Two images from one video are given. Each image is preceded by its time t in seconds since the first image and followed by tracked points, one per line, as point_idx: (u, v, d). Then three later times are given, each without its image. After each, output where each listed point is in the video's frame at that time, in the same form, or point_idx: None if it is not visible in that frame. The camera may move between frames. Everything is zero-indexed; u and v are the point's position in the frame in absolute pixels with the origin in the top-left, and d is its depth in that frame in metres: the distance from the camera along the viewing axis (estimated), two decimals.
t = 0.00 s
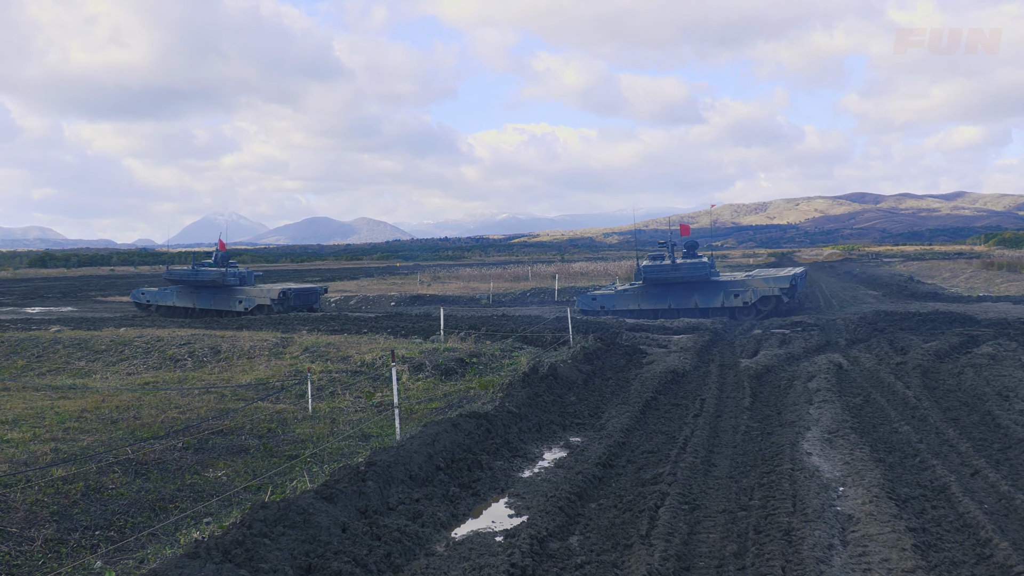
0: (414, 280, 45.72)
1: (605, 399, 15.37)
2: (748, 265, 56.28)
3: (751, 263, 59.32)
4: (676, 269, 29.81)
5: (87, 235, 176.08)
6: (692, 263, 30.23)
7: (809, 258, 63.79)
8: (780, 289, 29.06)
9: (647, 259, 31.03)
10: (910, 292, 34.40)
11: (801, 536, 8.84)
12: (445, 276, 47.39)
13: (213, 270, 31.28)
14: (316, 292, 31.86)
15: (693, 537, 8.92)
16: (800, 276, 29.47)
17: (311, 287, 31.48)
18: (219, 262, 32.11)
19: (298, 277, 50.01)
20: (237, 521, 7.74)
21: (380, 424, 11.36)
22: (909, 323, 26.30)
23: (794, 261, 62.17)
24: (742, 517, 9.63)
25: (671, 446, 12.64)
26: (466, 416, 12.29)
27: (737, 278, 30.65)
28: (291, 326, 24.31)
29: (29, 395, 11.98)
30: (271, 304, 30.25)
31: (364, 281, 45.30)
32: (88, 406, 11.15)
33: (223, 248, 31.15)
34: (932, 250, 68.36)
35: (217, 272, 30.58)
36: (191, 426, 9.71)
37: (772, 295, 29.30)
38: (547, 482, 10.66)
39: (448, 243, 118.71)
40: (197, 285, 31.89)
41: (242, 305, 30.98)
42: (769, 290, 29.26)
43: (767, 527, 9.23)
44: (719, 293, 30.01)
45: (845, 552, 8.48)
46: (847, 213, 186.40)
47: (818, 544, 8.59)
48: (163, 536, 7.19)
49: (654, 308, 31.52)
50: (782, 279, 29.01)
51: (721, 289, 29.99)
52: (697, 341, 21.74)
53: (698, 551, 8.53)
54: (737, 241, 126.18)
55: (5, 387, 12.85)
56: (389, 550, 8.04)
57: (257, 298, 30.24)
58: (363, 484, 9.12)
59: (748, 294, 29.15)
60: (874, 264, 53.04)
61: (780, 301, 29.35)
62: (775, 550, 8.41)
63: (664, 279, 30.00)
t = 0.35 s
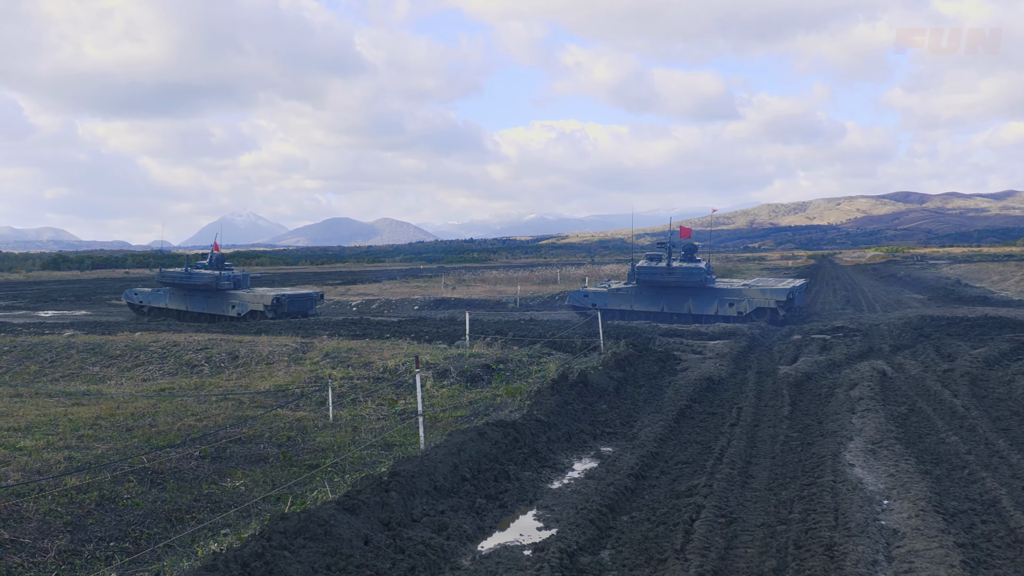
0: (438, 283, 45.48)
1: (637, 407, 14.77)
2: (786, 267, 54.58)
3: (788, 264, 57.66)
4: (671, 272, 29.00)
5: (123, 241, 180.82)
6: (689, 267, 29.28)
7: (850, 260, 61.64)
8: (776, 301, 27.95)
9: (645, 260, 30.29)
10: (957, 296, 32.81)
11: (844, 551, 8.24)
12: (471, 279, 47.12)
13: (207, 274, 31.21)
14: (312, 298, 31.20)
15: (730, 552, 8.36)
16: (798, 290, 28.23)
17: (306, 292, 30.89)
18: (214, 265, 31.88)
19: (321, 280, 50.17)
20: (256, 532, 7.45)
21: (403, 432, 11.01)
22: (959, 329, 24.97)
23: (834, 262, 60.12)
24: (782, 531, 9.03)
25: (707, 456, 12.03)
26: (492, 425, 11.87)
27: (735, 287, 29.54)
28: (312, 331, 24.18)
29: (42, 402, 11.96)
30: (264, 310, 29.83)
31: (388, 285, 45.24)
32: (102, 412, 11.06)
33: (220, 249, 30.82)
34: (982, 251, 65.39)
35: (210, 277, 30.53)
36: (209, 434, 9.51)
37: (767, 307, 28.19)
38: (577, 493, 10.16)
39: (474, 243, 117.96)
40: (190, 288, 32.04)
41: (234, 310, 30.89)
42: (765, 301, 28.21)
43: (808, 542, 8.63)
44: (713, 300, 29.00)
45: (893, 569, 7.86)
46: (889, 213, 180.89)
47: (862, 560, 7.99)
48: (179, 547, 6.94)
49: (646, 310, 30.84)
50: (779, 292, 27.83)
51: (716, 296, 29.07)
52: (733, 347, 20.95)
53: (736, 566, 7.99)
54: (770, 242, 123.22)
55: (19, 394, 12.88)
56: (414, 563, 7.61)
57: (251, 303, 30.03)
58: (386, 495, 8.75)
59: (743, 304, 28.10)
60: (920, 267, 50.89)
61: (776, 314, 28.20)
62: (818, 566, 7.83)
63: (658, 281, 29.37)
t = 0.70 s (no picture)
0: (465, 288, 45.15)
1: (674, 415, 14.16)
2: (828, 270, 52.61)
3: (830, 267, 55.59)
4: (667, 275, 28.32)
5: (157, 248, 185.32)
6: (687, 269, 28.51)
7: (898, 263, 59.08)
8: (775, 309, 27.02)
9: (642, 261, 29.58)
10: (1011, 300, 31.09)
11: (895, 569, 7.64)
12: (501, 283, 46.65)
13: (204, 275, 31.18)
14: (312, 299, 31.62)
15: (774, 570, 7.82)
16: (799, 298, 27.27)
17: (307, 294, 31.26)
18: (212, 266, 31.83)
19: (347, 284, 50.25)
20: (280, 546, 7.15)
21: (432, 442, 10.63)
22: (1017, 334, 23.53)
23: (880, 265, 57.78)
24: (828, 546, 8.45)
25: (748, 468, 11.39)
26: (524, 434, 11.45)
27: (735, 291, 28.74)
28: (337, 337, 24.05)
29: (60, 410, 11.95)
30: (263, 311, 30.04)
31: (415, 289, 45.06)
32: (121, 420, 10.99)
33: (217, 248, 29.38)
34: None
35: (207, 279, 30.53)
36: (231, 443, 9.31)
37: (765, 314, 27.32)
38: (612, 506, 9.66)
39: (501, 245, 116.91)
40: (188, 291, 31.97)
41: (232, 312, 30.89)
42: (763, 308, 27.32)
43: (855, 558, 8.05)
44: (711, 304, 28.28)
45: None
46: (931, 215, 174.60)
47: None
48: (200, 560, 6.69)
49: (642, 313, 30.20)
50: (779, 298, 26.90)
51: (714, 301, 28.28)
52: (776, 354, 20.10)
53: None
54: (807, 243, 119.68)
55: (37, 401, 12.92)
56: None
57: (249, 304, 30.14)
58: (414, 507, 8.39)
59: (742, 309, 27.35)
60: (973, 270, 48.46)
61: (774, 321, 27.38)
62: None
63: (654, 284, 28.73)
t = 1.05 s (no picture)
0: (492, 295, 44.68)
1: (711, 427, 13.58)
2: (871, 276, 50.70)
3: (873, 273, 53.57)
4: (661, 279, 27.59)
5: (188, 255, 188.69)
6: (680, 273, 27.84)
7: (945, 269, 56.64)
8: (772, 311, 26.52)
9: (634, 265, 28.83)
10: None
11: None
12: (529, 289, 46.15)
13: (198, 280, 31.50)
14: (308, 301, 31.26)
15: None
16: (794, 300, 26.83)
17: (302, 296, 30.92)
18: (207, 272, 32.21)
19: (371, 290, 50.23)
20: (302, 561, 6.87)
21: (459, 455, 10.29)
22: None
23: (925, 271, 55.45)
24: (879, 568, 7.84)
25: (789, 483, 10.78)
26: (555, 447, 11.04)
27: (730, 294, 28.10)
28: (360, 345, 23.86)
29: (76, 420, 11.93)
30: (257, 313, 30.27)
31: (441, 295, 44.92)
32: (138, 431, 10.90)
33: (214, 254, 29.51)
34: None
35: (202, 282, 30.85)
36: (251, 455, 9.10)
37: (762, 316, 26.73)
38: (647, 522, 9.18)
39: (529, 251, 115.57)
40: (181, 297, 32.14)
41: (227, 316, 31.15)
42: (760, 310, 26.74)
43: None
44: (706, 308, 27.62)
45: None
46: (980, 218, 167.24)
47: None
48: None
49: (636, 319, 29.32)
50: (774, 300, 26.35)
51: (710, 305, 27.67)
52: (818, 364, 19.27)
53: None
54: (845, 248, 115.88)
55: (53, 411, 12.94)
56: None
57: (245, 308, 30.43)
58: (441, 522, 8.03)
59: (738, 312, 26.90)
60: None
61: (772, 323, 26.82)
62: None
63: (648, 289, 27.96)
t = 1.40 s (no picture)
0: (520, 301, 44.25)
1: (749, 440, 13.01)
2: (914, 282, 48.79)
3: (916, 279, 51.54)
4: (654, 284, 27.03)
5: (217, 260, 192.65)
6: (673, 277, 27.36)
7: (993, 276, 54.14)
8: (768, 311, 26.00)
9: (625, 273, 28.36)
10: None
11: None
12: (557, 295, 45.58)
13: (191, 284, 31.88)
14: (304, 304, 31.81)
15: None
16: (791, 299, 26.28)
17: (298, 299, 31.50)
18: (201, 276, 32.61)
19: (395, 296, 50.16)
20: None
21: (485, 467, 9.95)
22: None
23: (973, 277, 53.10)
24: None
25: (831, 498, 10.20)
26: (585, 459, 10.64)
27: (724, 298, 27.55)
28: (383, 353, 23.66)
29: (91, 429, 11.91)
30: (251, 317, 30.74)
31: (468, 301, 44.66)
32: (154, 440, 10.81)
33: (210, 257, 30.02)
34: None
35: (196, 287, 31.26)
36: (270, 466, 8.90)
37: (759, 318, 26.19)
38: (682, 538, 8.71)
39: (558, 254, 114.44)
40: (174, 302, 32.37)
41: (221, 320, 31.56)
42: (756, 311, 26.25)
43: None
44: (701, 312, 26.99)
45: None
46: None
47: None
48: None
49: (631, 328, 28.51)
50: (770, 300, 25.84)
51: (705, 308, 27.03)
52: (861, 374, 18.47)
53: None
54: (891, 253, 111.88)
55: (66, 419, 12.96)
56: None
57: (239, 312, 30.91)
58: (467, 537, 7.68)
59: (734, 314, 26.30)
60: None
61: (770, 325, 26.23)
62: None
63: (641, 294, 27.32)
